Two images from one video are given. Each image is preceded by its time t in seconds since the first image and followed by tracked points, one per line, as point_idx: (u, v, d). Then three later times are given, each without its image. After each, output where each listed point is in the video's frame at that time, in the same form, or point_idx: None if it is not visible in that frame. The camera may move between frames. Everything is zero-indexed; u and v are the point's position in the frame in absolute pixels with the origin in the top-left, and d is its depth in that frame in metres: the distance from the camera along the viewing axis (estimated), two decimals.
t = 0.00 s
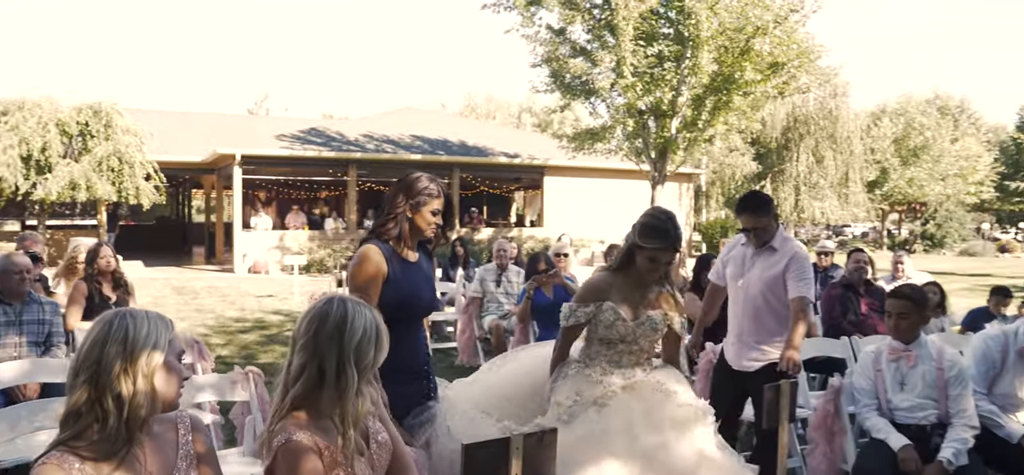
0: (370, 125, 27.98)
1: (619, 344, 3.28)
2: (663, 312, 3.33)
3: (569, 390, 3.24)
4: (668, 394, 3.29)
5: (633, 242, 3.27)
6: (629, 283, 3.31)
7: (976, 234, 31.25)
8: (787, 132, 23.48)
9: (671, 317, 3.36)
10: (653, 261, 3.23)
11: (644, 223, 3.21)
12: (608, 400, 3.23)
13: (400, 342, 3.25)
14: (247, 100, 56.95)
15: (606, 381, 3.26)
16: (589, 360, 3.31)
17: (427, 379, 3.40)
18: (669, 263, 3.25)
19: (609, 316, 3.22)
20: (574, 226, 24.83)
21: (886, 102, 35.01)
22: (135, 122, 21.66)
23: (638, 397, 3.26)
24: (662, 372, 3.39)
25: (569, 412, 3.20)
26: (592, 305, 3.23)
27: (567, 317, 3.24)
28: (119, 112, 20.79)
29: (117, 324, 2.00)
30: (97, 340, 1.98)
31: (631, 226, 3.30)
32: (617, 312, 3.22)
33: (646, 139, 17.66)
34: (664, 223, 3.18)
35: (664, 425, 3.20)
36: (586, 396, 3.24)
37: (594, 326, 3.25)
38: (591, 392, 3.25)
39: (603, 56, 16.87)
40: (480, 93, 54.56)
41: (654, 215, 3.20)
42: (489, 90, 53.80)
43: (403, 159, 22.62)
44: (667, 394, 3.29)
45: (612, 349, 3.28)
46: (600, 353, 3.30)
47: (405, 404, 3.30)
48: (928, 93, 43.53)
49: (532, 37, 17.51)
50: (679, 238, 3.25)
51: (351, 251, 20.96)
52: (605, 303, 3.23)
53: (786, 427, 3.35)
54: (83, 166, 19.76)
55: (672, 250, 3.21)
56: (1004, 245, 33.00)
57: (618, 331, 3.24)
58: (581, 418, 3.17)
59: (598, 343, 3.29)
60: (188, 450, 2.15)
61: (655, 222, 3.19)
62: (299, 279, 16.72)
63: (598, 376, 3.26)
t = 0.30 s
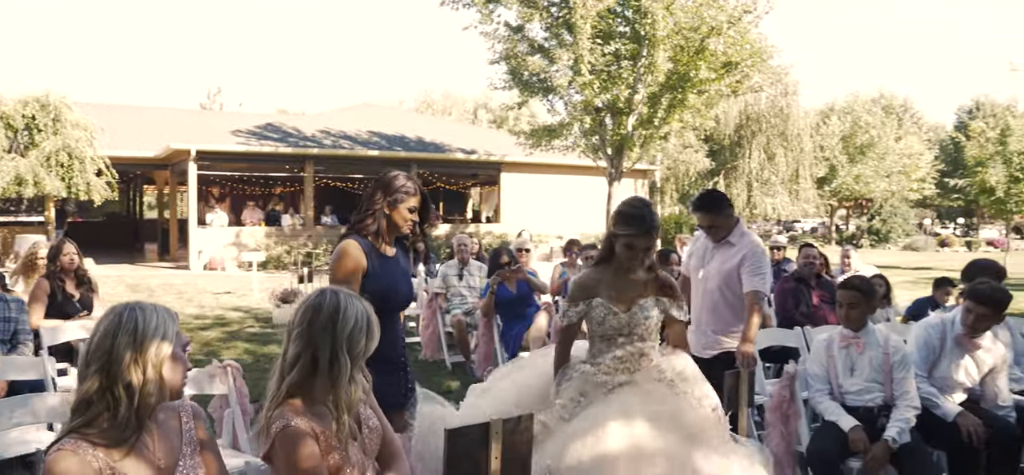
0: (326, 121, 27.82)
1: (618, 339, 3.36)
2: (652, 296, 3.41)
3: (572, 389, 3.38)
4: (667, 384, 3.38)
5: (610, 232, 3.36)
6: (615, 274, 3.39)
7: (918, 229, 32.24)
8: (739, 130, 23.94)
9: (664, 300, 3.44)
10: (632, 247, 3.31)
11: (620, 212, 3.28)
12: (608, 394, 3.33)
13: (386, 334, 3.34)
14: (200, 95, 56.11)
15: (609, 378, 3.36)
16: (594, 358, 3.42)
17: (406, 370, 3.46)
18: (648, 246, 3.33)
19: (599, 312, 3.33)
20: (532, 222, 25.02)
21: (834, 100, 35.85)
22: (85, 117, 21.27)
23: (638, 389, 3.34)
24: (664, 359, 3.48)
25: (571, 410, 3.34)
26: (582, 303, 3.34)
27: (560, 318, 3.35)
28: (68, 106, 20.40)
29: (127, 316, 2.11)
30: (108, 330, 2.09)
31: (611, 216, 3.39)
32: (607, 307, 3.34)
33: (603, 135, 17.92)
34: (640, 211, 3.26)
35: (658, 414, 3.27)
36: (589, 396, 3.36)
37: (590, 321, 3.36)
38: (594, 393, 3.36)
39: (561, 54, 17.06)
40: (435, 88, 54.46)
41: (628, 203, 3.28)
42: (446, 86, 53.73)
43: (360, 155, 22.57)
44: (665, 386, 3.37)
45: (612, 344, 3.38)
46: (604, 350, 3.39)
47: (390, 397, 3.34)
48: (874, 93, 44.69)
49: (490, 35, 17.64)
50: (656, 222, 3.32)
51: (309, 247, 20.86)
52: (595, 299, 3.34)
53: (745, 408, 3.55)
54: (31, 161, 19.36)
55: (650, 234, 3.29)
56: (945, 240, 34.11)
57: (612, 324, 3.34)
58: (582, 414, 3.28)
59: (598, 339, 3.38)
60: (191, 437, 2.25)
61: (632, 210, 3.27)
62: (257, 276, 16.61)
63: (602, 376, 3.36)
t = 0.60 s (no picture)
0: (285, 120, 27.61)
1: (638, 343, 3.28)
2: (670, 298, 3.25)
3: (595, 393, 3.34)
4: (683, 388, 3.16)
5: (621, 234, 3.27)
6: (632, 277, 3.31)
7: (866, 227, 33.16)
8: (696, 130, 24.38)
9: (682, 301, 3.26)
10: (639, 246, 3.21)
11: (624, 216, 3.21)
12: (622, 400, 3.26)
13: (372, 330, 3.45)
14: (153, 93, 55.13)
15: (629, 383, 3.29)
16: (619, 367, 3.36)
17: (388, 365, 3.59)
18: (657, 245, 3.22)
19: (614, 320, 3.26)
20: (492, 221, 25.19)
21: (787, 102, 36.63)
22: (36, 115, 20.83)
23: (649, 394, 3.18)
24: (690, 361, 3.25)
25: (589, 414, 3.31)
26: (599, 311, 3.31)
27: (584, 328, 3.37)
28: (18, 104, 19.96)
29: (138, 316, 2.24)
30: (119, 329, 2.21)
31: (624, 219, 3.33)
32: (622, 314, 3.25)
33: (563, 136, 18.17)
34: (640, 210, 3.16)
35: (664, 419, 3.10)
36: (611, 401, 3.30)
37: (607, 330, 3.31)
38: (617, 399, 3.30)
39: (522, 55, 17.24)
40: (393, 87, 54.33)
41: (631, 204, 3.20)
42: (404, 84, 53.58)
43: (319, 154, 22.48)
44: (682, 389, 3.15)
45: (634, 349, 3.30)
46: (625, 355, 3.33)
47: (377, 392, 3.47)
48: (824, 94, 45.77)
49: (451, 36, 17.75)
50: (663, 219, 3.21)
51: (269, 247, 20.75)
52: (610, 307, 3.28)
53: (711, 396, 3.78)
54: None
55: (656, 232, 3.20)
56: (892, 238, 35.12)
57: (629, 329, 3.25)
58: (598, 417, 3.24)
59: (618, 344, 3.31)
60: (196, 432, 2.37)
61: (634, 210, 3.18)
62: (218, 276, 16.52)
63: (623, 382, 3.30)
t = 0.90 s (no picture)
0: (248, 121, 27.42)
1: (626, 344, 3.41)
2: (655, 304, 3.34)
3: (583, 385, 3.55)
4: (667, 385, 3.32)
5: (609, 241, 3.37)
6: (618, 281, 3.41)
7: (825, 227, 33.86)
8: (659, 131, 24.71)
9: (668, 308, 3.33)
10: (616, 255, 3.32)
11: (610, 224, 3.31)
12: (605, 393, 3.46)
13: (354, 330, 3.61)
14: (111, 92, 54.22)
15: (613, 378, 3.46)
16: (604, 364, 3.51)
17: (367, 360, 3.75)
18: (638, 253, 3.29)
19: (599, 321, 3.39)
20: (458, 221, 25.31)
21: (748, 103, 37.23)
22: None
23: (634, 387, 3.36)
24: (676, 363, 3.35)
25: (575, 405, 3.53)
26: (588, 310, 3.44)
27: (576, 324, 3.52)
28: None
29: (138, 315, 2.36)
30: (120, 327, 2.34)
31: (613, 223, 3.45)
32: (609, 314, 3.37)
33: (528, 137, 18.33)
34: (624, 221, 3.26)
35: (648, 410, 3.31)
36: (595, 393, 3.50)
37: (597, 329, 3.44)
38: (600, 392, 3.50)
39: (487, 58, 17.38)
40: (357, 87, 54.11)
41: (618, 213, 3.29)
42: (368, 85, 53.40)
43: (283, 156, 22.38)
44: (665, 385, 3.32)
45: (619, 348, 3.42)
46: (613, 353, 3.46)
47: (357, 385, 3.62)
48: (784, 96, 46.56)
49: (417, 38, 17.81)
50: (646, 228, 3.28)
51: (234, 249, 20.64)
52: (599, 307, 3.41)
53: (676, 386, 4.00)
54: None
55: (624, 248, 3.27)
56: (851, 237, 35.90)
57: (614, 330, 3.37)
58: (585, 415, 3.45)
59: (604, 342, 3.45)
60: (193, 424, 2.49)
61: (619, 220, 3.28)
62: (183, 279, 16.41)
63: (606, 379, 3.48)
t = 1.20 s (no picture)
0: (197, 120, 27.08)
1: (579, 331, 3.61)
2: (604, 291, 3.59)
3: (539, 370, 3.65)
4: (623, 364, 3.54)
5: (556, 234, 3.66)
6: (567, 274, 3.66)
7: (771, 227, 34.70)
8: (609, 133, 25.09)
9: (616, 295, 3.60)
10: (568, 245, 3.60)
11: (558, 216, 3.62)
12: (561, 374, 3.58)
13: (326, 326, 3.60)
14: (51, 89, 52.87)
15: (568, 363, 3.61)
16: (557, 353, 3.68)
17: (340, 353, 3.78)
18: (587, 242, 3.59)
19: (553, 309, 3.61)
20: (411, 221, 25.38)
21: (696, 105, 37.90)
22: None
23: (590, 367, 3.53)
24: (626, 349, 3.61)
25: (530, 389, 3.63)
26: (540, 301, 3.66)
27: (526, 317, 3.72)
28: None
29: (108, 309, 2.47)
30: (92, 323, 2.45)
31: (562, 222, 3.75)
32: (561, 304, 3.60)
33: (480, 138, 18.47)
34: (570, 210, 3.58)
35: (605, 387, 3.48)
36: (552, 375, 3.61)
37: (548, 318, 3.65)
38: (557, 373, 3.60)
39: (440, 59, 17.49)
40: (307, 86, 53.65)
41: (566, 204, 3.61)
42: (319, 84, 52.98)
43: (232, 155, 22.14)
44: (619, 364, 3.53)
45: (573, 337, 3.62)
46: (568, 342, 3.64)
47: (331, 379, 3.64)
48: (731, 99, 47.51)
49: (369, 39, 17.83)
50: (593, 219, 3.60)
51: (184, 250, 20.42)
52: (550, 298, 3.64)
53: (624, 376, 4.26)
54: None
55: (579, 232, 3.57)
56: (795, 237, 36.86)
57: (567, 319, 3.59)
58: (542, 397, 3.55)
59: (560, 332, 3.64)
60: (167, 410, 2.62)
61: (568, 211, 3.59)
62: (131, 280, 16.21)
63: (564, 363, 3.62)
